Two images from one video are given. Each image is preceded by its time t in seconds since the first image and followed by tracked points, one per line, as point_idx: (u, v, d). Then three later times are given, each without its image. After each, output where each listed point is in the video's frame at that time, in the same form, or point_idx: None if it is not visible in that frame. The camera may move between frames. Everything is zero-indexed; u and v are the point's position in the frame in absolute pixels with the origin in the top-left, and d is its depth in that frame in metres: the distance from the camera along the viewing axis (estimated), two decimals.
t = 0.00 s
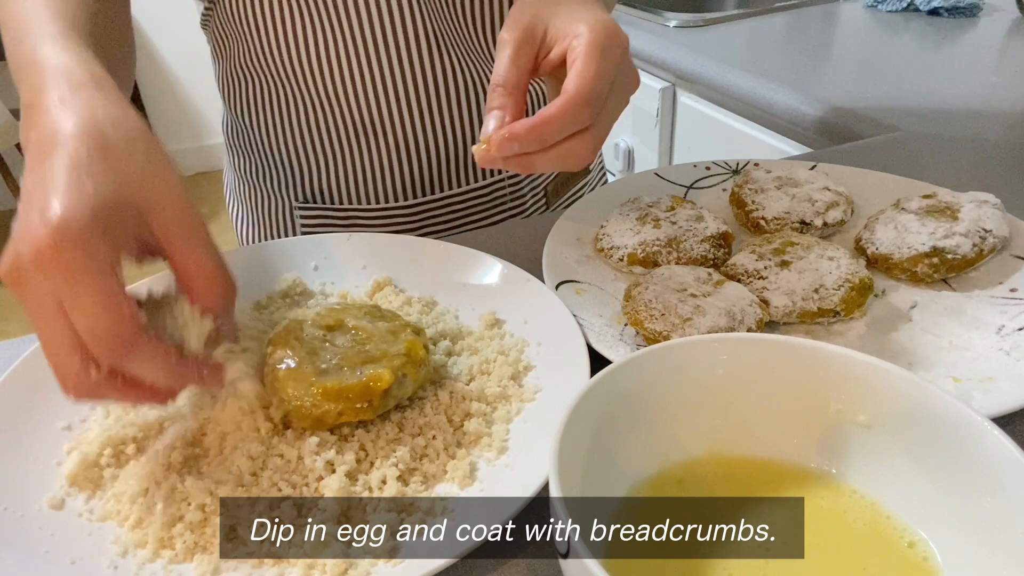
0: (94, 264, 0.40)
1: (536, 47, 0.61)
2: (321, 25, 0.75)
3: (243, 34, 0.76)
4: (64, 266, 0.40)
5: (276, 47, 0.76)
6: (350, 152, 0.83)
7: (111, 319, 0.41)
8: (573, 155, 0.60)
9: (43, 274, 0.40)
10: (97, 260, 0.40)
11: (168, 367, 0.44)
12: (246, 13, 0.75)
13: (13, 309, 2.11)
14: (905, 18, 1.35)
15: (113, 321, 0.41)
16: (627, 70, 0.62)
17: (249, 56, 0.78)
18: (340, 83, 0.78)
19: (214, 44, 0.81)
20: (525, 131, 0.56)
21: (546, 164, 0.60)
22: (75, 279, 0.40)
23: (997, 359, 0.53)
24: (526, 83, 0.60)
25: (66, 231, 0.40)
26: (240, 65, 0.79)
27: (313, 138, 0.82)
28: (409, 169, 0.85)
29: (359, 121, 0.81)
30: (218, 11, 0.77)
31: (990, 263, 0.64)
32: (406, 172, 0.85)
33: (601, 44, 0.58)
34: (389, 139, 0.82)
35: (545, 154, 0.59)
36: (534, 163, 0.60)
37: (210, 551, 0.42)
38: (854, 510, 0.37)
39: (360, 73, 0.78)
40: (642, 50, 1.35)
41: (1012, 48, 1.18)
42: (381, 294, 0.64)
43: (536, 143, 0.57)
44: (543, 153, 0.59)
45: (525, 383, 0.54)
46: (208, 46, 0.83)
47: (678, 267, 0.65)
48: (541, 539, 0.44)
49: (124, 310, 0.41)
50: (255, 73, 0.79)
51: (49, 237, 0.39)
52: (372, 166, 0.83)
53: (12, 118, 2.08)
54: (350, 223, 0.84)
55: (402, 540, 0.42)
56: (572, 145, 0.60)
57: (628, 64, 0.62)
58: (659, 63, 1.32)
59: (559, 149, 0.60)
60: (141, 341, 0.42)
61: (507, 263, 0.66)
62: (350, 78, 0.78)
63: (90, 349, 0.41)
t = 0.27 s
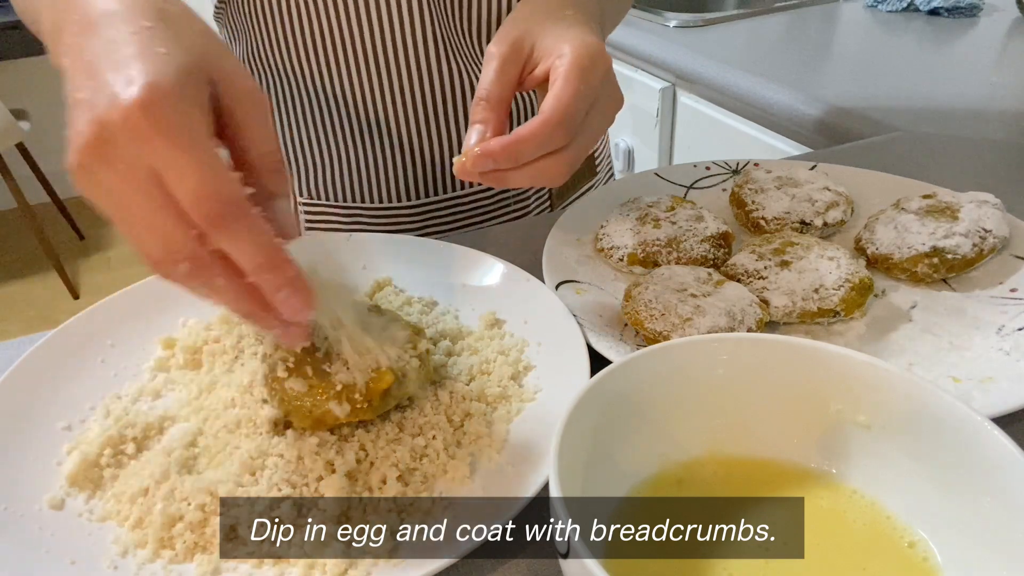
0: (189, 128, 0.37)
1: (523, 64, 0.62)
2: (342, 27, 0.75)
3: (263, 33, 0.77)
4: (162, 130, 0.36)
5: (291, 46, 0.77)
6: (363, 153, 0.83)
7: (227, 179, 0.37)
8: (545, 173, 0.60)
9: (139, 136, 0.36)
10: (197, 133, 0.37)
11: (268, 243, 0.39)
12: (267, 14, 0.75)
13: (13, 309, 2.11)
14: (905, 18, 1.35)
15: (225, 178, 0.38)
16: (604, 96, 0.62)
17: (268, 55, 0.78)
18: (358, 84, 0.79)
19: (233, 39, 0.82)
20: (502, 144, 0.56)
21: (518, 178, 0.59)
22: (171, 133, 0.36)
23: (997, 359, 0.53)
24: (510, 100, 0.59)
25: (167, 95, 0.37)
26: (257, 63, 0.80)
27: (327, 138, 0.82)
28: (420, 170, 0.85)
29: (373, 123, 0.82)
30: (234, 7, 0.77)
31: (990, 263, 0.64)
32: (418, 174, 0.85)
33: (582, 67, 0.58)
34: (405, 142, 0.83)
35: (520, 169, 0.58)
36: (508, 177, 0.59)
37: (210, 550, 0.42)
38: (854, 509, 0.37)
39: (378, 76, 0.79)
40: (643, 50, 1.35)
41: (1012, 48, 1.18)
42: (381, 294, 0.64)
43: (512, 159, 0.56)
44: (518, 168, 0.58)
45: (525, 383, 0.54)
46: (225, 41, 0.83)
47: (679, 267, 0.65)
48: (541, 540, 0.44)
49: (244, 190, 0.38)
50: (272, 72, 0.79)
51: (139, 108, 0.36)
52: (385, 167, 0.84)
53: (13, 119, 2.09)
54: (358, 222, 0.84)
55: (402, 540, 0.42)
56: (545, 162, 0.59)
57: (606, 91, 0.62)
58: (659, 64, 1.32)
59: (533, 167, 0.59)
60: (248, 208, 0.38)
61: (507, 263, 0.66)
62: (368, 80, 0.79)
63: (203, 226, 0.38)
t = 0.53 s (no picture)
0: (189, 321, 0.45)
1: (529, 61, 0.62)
2: (352, 26, 0.75)
3: (273, 33, 0.77)
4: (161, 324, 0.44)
5: (304, 47, 0.76)
6: (372, 156, 0.83)
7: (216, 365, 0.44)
8: (536, 179, 0.60)
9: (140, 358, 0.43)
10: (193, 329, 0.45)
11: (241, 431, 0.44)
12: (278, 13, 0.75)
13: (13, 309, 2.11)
14: (905, 18, 1.35)
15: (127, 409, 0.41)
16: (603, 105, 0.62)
17: (278, 55, 0.78)
18: (367, 86, 0.79)
19: (245, 40, 0.82)
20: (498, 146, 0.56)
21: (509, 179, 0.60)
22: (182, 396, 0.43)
23: (997, 359, 0.53)
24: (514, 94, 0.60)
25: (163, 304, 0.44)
26: (266, 63, 0.79)
27: (336, 140, 0.82)
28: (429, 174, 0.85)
29: (383, 126, 0.81)
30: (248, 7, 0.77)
31: (990, 263, 0.64)
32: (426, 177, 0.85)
33: (581, 75, 0.58)
34: (414, 145, 0.83)
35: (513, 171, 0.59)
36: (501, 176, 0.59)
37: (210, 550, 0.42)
38: (854, 509, 0.37)
39: (388, 77, 0.79)
40: (643, 50, 1.35)
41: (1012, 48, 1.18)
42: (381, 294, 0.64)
43: (505, 161, 0.57)
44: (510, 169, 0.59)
45: (525, 383, 0.54)
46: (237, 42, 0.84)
47: (679, 267, 0.65)
48: (541, 540, 0.44)
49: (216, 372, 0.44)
50: (282, 72, 0.79)
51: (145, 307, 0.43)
52: (393, 170, 0.83)
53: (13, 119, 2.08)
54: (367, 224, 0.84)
55: (402, 540, 0.42)
56: (538, 167, 0.60)
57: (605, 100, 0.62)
58: (659, 64, 1.32)
59: (524, 170, 0.59)
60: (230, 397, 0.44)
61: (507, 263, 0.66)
62: (378, 82, 0.79)
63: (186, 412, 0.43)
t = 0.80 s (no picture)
0: (102, 284, 0.37)
1: (527, 59, 0.62)
2: (358, 26, 0.75)
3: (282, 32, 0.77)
4: (72, 289, 0.36)
5: (313, 48, 0.76)
6: (377, 156, 0.82)
7: (136, 346, 0.38)
8: (530, 178, 0.60)
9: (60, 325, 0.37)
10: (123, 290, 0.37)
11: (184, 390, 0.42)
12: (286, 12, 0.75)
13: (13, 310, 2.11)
14: (905, 18, 1.35)
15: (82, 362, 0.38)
16: (596, 107, 0.62)
17: (285, 55, 0.78)
18: (373, 86, 0.78)
19: (255, 40, 0.82)
20: (492, 147, 0.57)
21: (507, 178, 0.60)
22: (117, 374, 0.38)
23: (997, 359, 0.53)
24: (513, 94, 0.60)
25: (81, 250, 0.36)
26: (274, 63, 0.80)
27: (341, 140, 0.82)
28: (435, 175, 0.84)
29: (388, 126, 0.81)
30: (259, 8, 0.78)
31: (990, 263, 0.64)
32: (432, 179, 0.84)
33: (576, 76, 0.59)
34: (420, 146, 0.82)
35: (509, 172, 0.59)
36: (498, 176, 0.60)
37: (210, 550, 0.42)
38: (854, 509, 0.37)
39: (394, 77, 0.78)
40: (643, 51, 1.35)
41: (1012, 48, 1.18)
42: (381, 293, 0.64)
43: (500, 162, 0.57)
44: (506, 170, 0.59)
45: (525, 383, 0.54)
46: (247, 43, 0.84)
47: (679, 267, 0.65)
48: (541, 540, 0.44)
49: (148, 344, 0.38)
50: (290, 73, 0.79)
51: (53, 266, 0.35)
52: (399, 171, 0.83)
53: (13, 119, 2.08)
54: (378, 224, 0.83)
55: (402, 540, 0.42)
56: (535, 167, 0.60)
57: (600, 101, 0.62)
58: (659, 64, 1.32)
59: (521, 170, 0.60)
60: (162, 365, 0.39)
61: (507, 262, 0.66)
62: (384, 82, 0.78)
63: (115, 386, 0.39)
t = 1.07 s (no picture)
0: (147, 109, 0.34)
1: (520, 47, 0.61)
2: (365, 28, 0.75)
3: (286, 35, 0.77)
4: (119, 115, 0.34)
5: (319, 49, 0.76)
6: (381, 156, 0.82)
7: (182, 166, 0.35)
8: (521, 169, 0.61)
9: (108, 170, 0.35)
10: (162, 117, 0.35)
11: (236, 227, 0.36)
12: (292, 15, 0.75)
13: (12, 309, 2.11)
14: (905, 18, 1.35)
15: (145, 221, 0.36)
16: (586, 96, 0.61)
17: (291, 57, 0.78)
18: (378, 88, 0.78)
19: (259, 41, 0.82)
20: (478, 138, 0.57)
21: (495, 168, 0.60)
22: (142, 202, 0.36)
23: (997, 359, 0.53)
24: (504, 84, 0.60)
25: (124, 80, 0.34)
26: (280, 64, 0.80)
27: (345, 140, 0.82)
28: (439, 175, 0.84)
29: (394, 126, 0.81)
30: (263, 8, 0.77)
31: (990, 263, 0.64)
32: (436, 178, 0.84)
33: (567, 67, 0.58)
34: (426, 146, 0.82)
35: (496, 161, 0.60)
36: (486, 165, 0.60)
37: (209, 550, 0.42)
38: (854, 509, 0.37)
39: (400, 79, 0.78)
40: (643, 51, 1.36)
41: (1012, 48, 1.18)
42: (381, 293, 0.64)
43: (486, 153, 0.58)
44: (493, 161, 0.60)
45: (525, 383, 0.54)
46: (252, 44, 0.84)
47: (679, 267, 0.65)
48: (541, 540, 0.44)
49: (194, 165, 0.35)
50: (297, 73, 0.79)
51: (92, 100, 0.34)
52: (404, 170, 0.83)
53: (13, 119, 2.08)
54: (381, 223, 0.84)
55: (402, 540, 0.42)
56: (523, 158, 0.60)
57: (591, 91, 0.61)
58: (659, 64, 1.32)
59: (508, 161, 0.60)
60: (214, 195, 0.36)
61: (507, 262, 0.66)
62: (390, 83, 0.78)
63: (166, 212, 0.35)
